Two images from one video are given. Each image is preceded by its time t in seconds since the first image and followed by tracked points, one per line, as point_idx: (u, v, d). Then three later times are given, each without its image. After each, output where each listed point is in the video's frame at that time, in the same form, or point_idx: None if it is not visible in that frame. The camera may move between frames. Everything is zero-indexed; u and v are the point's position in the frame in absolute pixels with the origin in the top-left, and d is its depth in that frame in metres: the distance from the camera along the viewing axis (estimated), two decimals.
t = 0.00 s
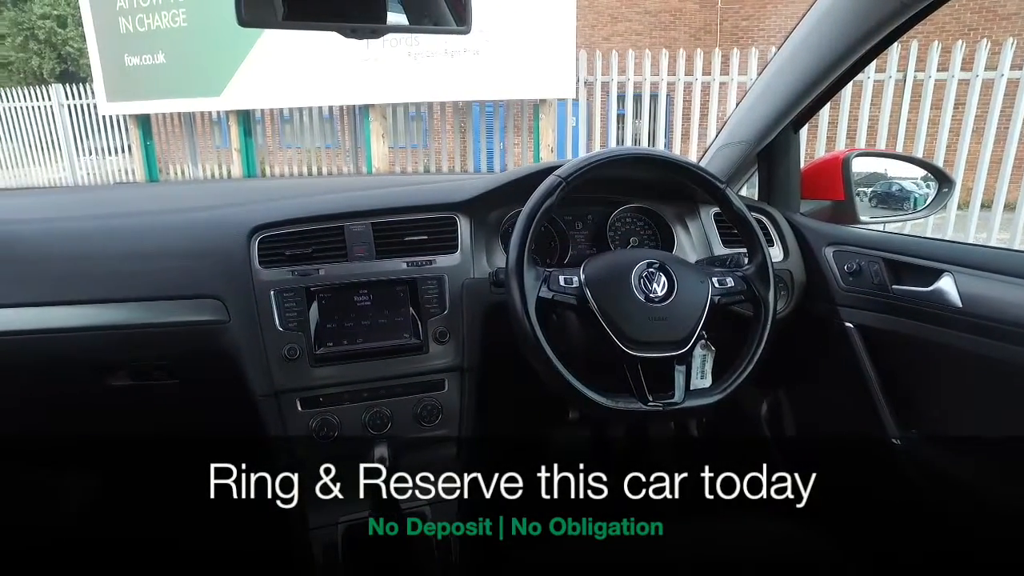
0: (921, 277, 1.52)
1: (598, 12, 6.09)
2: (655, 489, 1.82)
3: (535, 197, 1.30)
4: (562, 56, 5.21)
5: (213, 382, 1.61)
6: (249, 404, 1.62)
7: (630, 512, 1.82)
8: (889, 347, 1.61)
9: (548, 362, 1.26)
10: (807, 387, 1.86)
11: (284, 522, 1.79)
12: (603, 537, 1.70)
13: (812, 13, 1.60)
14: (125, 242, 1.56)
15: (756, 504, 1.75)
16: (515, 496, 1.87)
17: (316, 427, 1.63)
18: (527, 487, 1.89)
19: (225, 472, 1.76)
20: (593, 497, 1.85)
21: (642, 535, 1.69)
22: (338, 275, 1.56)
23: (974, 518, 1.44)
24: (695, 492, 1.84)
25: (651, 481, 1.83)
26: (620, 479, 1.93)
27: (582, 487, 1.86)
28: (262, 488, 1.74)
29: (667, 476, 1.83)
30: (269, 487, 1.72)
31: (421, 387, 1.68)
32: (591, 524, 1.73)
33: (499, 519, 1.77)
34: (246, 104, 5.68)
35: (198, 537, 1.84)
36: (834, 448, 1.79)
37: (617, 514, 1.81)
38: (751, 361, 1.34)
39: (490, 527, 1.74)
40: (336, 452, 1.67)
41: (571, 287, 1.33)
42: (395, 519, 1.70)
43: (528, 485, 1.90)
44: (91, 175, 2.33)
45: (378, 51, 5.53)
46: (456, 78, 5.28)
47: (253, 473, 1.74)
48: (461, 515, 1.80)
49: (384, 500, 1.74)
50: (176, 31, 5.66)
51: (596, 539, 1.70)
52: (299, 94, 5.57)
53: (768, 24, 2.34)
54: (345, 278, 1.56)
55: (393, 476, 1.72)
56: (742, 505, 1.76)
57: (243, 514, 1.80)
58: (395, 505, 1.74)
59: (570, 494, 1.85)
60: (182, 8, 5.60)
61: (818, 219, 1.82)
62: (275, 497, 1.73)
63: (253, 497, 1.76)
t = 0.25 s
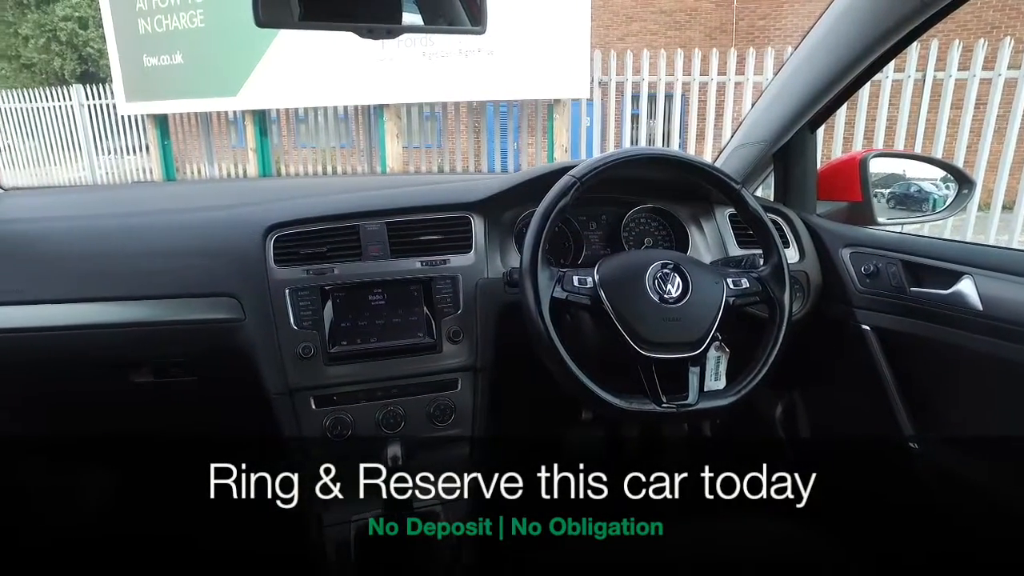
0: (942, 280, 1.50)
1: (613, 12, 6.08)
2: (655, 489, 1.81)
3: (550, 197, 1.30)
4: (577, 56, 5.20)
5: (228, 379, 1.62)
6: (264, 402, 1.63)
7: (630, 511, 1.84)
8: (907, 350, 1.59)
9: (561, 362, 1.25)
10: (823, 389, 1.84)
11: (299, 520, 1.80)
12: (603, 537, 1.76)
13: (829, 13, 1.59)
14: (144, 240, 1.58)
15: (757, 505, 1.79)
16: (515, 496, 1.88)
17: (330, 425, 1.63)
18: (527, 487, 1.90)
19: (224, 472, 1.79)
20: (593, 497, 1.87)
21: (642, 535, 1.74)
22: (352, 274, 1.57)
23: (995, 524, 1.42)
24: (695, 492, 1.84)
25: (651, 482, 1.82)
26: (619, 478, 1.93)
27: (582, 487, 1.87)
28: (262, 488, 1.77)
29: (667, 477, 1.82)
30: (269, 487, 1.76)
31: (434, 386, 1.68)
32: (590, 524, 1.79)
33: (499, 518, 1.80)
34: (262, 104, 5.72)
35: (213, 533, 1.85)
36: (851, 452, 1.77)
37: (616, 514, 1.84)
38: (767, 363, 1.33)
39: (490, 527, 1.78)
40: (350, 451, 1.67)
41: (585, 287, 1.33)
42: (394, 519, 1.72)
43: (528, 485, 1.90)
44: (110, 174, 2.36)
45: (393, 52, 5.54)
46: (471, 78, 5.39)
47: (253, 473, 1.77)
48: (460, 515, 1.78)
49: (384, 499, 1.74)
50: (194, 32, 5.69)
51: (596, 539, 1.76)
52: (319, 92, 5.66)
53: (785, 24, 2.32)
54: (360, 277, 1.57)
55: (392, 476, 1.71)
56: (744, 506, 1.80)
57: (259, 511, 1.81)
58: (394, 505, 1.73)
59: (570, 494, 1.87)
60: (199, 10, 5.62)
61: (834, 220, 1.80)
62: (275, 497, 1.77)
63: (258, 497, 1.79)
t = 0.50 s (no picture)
0: (964, 282, 1.47)
1: (628, 12, 6.07)
2: (655, 489, 1.84)
3: (564, 197, 1.30)
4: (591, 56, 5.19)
5: (244, 376, 1.64)
6: (279, 399, 1.65)
7: (631, 511, 1.87)
8: (925, 353, 1.57)
9: (575, 362, 1.25)
10: (838, 392, 1.82)
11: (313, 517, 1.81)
12: (603, 537, 1.82)
13: (847, 13, 1.58)
14: (162, 238, 1.60)
15: (765, 505, 1.85)
16: (515, 496, 1.84)
17: (343, 423, 1.64)
18: (527, 487, 1.89)
19: (225, 472, 1.83)
20: (593, 497, 1.88)
21: (642, 535, 1.80)
22: (367, 273, 1.57)
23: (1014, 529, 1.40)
24: (695, 492, 1.86)
25: (651, 482, 1.85)
26: (620, 478, 1.94)
27: (582, 487, 1.88)
28: (262, 488, 1.80)
29: (667, 476, 1.85)
30: (270, 487, 1.79)
31: (447, 386, 1.68)
32: (590, 524, 1.83)
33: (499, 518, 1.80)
34: (277, 104, 5.75)
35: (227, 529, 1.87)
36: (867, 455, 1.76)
37: (616, 513, 1.87)
38: (782, 365, 1.32)
39: (490, 527, 1.77)
40: (364, 448, 1.68)
41: (600, 288, 1.33)
42: (394, 519, 1.71)
43: (528, 485, 1.89)
44: (128, 173, 2.38)
45: (406, 52, 5.56)
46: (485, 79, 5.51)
47: (253, 473, 1.80)
48: (459, 515, 1.76)
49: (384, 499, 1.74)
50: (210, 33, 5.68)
51: (596, 538, 1.82)
52: (337, 91, 5.73)
53: (801, 23, 2.30)
54: (374, 276, 1.58)
55: (393, 476, 1.71)
56: (751, 506, 1.85)
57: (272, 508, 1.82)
58: (394, 505, 1.73)
59: (569, 494, 1.88)
60: (216, 12, 5.63)
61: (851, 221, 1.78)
62: (275, 498, 1.80)
63: (258, 496, 1.82)
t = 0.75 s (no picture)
0: (983, 285, 1.45)
1: (641, 12, 6.06)
2: (655, 489, 1.84)
3: (579, 197, 1.30)
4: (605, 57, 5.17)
5: (260, 374, 1.65)
6: (294, 397, 1.66)
7: (631, 511, 1.89)
8: (943, 356, 1.55)
9: (589, 363, 1.25)
10: (854, 395, 1.81)
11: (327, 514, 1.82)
12: (603, 537, 1.82)
13: (866, 11, 1.56)
14: (179, 237, 1.61)
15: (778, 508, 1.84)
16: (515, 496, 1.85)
17: (357, 422, 1.65)
18: (527, 487, 1.90)
19: (225, 472, 1.86)
20: (593, 497, 1.89)
21: (642, 535, 1.81)
22: (381, 273, 1.58)
23: None
24: (695, 492, 1.89)
25: (651, 482, 1.85)
26: (619, 478, 1.96)
27: (582, 487, 1.89)
28: (262, 488, 1.84)
29: (667, 477, 1.85)
30: (270, 487, 1.83)
31: (460, 386, 1.68)
32: (591, 524, 1.84)
33: (498, 519, 1.77)
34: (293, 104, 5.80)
35: (240, 527, 1.87)
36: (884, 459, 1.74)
37: (616, 513, 1.88)
38: (797, 367, 1.31)
39: (490, 527, 1.73)
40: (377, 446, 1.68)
41: (614, 288, 1.33)
42: (394, 519, 1.69)
43: (528, 485, 1.90)
44: (146, 172, 2.41)
45: (421, 52, 5.67)
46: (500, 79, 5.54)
47: (253, 473, 1.84)
48: (459, 515, 1.73)
49: (384, 499, 1.72)
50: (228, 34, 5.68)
51: (596, 539, 1.82)
52: (353, 91, 5.78)
53: (819, 23, 2.28)
54: (389, 275, 1.58)
55: (393, 476, 1.71)
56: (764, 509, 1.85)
57: (280, 507, 1.85)
58: (394, 505, 1.72)
59: (570, 494, 1.88)
60: (233, 12, 5.67)
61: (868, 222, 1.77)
62: (275, 498, 1.84)
63: (258, 496, 1.85)
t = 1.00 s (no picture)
0: (1002, 287, 1.43)
1: (656, 11, 6.05)
2: (655, 489, 1.84)
3: (593, 197, 1.29)
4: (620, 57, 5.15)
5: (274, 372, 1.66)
6: (308, 395, 1.67)
7: (631, 511, 1.88)
8: (962, 360, 1.53)
9: (602, 363, 1.25)
10: (870, 398, 1.79)
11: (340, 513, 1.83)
12: (603, 537, 1.81)
13: (885, 10, 1.54)
14: (196, 235, 1.63)
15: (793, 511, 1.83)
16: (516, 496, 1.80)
17: (370, 420, 1.65)
18: (527, 487, 1.87)
19: (225, 472, 1.87)
20: (593, 497, 1.89)
21: (642, 535, 1.80)
22: (395, 272, 1.58)
23: None
24: (695, 491, 1.88)
25: (651, 482, 1.85)
26: (620, 479, 1.95)
27: (582, 487, 1.88)
28: (262, 488, 1.85)
29: (667, 477, 1.85)
30: (269, 487, 1.85)
31: (473, 385, 1.68)
32: (590, 524, 1.83)
33: (499, 519, 1.75)
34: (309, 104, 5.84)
35: (254, 524, 1.88)
36: (900, 463, 1.72)
37: (616, 513, 1.88)
38: (812, 369, 1.29)
39: (490, 527, 1.72)
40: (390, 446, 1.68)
41: (627, 289, 1.32)
42: (394, 519, 1.70)
43: (528, 485, 1.86)
44: (164, 172, 2.43)
45: (435, 52, 5.70)
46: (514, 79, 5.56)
47: (253, 473, 1.85)
48: (460, 515, 1.71)
49: (384, 499, 1.73)
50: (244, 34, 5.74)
51: (596, 539, 1.81)
52: (368, 91, 5.82)
53: (837, 23, 2.26)
54: (402, 275, 1.59)
55: (393, 476, 1.72)
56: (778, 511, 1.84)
57: (279, 507, 1.87)
58: (393, 506, 1.73)
59: (569, 494, 1.87)
60: (250, 13, 5.72)
61: (885, 224, 1.75)
62: (275, 498, 1.85)
63: (258, 496, 1.87)
